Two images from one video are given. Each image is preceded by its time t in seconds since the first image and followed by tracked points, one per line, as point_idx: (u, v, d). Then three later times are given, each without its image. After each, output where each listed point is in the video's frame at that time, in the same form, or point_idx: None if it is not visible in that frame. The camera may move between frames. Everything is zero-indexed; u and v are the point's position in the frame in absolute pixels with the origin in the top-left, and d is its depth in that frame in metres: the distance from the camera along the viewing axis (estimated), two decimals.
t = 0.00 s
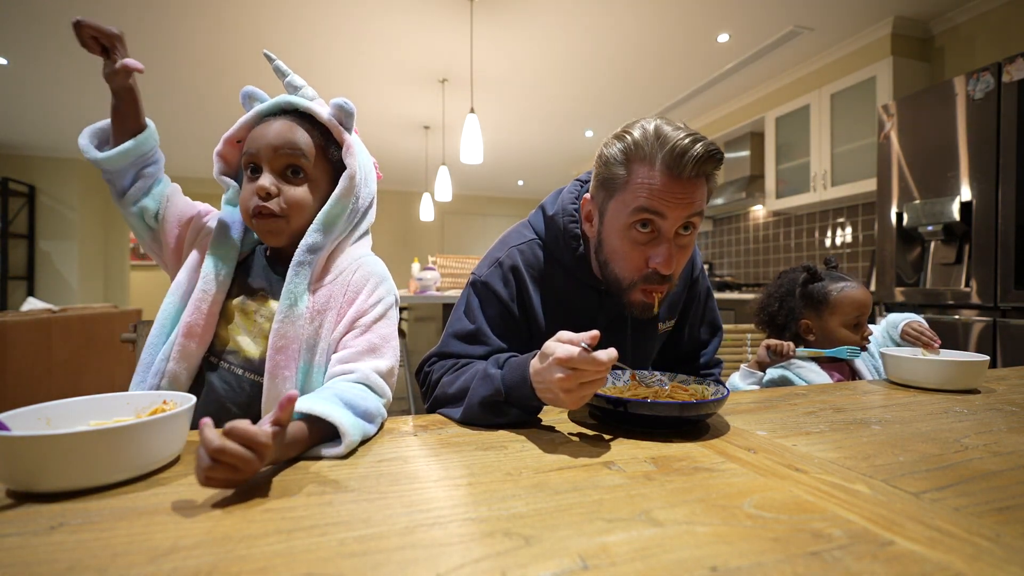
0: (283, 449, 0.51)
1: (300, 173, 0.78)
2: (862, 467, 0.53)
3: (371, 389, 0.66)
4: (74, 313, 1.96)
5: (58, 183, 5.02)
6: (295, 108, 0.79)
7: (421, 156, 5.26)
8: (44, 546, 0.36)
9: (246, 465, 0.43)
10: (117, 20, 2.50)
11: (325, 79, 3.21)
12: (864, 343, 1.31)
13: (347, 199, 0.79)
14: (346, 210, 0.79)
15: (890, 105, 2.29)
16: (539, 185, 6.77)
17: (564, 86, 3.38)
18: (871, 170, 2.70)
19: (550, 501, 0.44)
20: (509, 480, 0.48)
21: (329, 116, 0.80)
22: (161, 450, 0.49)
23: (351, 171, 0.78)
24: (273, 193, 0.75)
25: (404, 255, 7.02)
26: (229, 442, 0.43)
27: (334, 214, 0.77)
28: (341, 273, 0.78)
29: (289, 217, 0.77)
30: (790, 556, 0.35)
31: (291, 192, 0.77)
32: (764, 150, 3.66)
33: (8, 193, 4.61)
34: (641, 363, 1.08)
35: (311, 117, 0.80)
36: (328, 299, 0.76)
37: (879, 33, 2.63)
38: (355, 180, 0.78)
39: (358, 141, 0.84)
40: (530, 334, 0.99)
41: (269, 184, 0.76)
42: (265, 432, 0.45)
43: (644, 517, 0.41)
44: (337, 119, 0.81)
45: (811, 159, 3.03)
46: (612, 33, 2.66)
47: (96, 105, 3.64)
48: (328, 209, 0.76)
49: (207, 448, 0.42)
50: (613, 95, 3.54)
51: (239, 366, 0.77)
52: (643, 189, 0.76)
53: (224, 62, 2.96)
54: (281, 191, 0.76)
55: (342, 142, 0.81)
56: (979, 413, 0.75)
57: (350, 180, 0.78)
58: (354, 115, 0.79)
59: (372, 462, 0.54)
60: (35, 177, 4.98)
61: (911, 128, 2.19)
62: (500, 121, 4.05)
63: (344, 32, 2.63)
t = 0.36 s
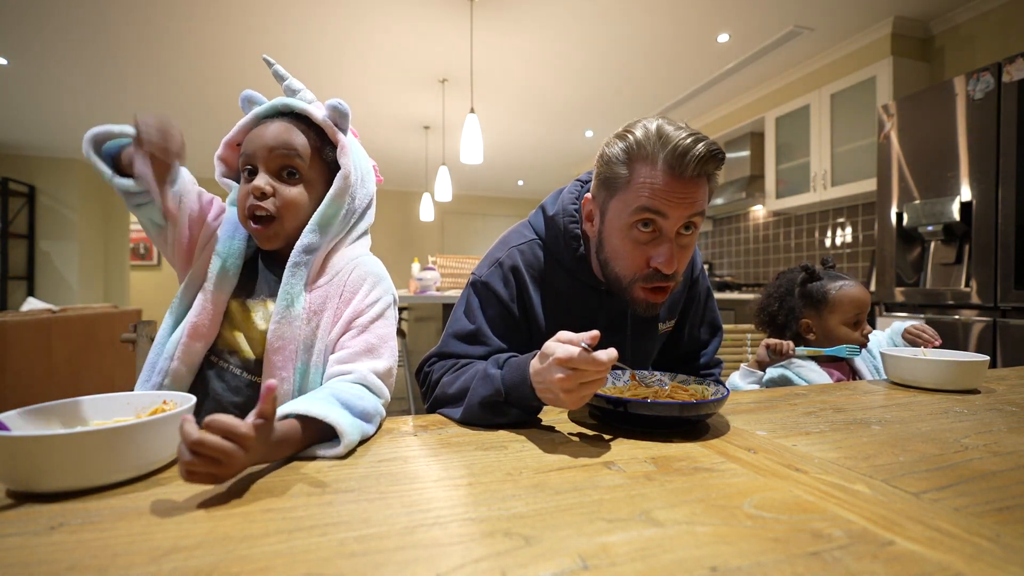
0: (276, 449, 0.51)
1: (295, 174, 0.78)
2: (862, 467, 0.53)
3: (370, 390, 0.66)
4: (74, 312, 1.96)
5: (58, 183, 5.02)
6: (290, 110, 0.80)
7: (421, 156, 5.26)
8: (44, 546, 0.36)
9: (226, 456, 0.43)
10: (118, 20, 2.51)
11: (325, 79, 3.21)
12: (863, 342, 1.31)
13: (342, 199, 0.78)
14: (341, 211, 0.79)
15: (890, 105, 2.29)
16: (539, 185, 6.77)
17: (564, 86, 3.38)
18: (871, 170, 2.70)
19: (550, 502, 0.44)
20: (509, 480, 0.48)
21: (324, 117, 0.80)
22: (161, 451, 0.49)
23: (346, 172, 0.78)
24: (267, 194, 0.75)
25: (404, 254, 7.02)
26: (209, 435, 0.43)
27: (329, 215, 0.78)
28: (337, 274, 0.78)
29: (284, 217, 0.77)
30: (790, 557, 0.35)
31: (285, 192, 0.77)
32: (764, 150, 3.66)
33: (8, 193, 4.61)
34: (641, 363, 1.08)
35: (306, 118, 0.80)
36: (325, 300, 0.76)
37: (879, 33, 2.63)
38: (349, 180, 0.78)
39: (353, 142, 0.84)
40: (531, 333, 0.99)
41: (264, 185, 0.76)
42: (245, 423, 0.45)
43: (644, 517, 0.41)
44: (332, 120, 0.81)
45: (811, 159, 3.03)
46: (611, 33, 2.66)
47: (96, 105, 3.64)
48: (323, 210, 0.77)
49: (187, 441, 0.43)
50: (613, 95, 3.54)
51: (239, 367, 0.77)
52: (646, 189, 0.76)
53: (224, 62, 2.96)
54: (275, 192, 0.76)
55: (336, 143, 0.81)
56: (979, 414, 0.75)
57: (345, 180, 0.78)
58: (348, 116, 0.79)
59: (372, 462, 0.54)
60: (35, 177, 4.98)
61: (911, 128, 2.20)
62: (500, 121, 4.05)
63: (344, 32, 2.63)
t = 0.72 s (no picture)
0: (275, 454, 0.50)
1: (293, 178, 0.78)
2: (862, 467, 0.53)
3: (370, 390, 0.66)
4: (75, 312, 1.96)
5: (58, 183, 5.02)
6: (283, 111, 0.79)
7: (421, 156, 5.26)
8: (43, 546, 0.36)
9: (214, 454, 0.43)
10: (118, 20, 2.51)
11: (324, 79, 3.21)
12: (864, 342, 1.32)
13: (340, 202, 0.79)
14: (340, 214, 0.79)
15: (890, 105, 2.29)
16: (539, 185, 6.77)
17: (564, 86, 3.38)
18: (871, 170, 2.70)
19: (550, 502, 0.44)
20: (509, 480, 0.48)
21: (318, 118, 0.79)
22: (160, 451, 0.49)
23: (345, 174, 0.78)
24: (265, 198, 0.75)
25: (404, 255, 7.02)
26: (196, 437, 0.44)
27: (328, 218, 0.77)
28: (337, 274, 0.78)
29: (283, 221, 0.77)
30: (790, 557, 0.35)
31: (283, 196, 0.77)
32: (764, 150, 3.66)
33: (8, 193, 4.61)
34: (641, 362, 1.07)
35: (300, 119, 0.80)
36: (325, 301, 0.76)
37: (879, 33, 2.63)
38: (348, 184, 0.78)
39: (348, 141, 0.84)
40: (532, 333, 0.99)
41: (262, 189, 0.76)
42: (232, 423, 0.46)
43: (644, 517, 0.41)
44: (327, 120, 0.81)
45: (811, 160, 3.03)
46: (611, 33, 2.66)
47: (95, 105, 3.64)
48: (323, 213, 0.76)
49: (174, 441, 0.43)
50: (613, 95, 3.54)
51: (241, 370, 0.78)
52: (645, 186, 0.76)
53: (224, 61, 2.96)
54: (274, 198, 0.76)
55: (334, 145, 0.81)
56: (979, 414, 0.75)
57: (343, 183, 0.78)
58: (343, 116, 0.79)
59: (372, 462, 0.54)
60: (35, 177, 4.98)
61: (911, 128, 2.19)
62: (500, 121, 4.05)
63: (344, 32, 2.63)
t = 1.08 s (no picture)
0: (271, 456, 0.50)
1: (287, 179, 0.78)
2: (862, 467, 0.53)
3: (368, 389, 0.67)
4: (75, 312, 1.96)
5: (58, 183, 5.02)
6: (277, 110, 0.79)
7: (422, 156, 5.26)
8: (43, 546, 0.36)
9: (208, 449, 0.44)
10: (118, 20, 2.51)
11: (324, 79, 3.21)
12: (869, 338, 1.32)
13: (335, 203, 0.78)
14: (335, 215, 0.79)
15: (890, 105, 2.29)
16: (539, 185, 6.77)
17: (564, 86, 3.37)
18: (872, 170, 2.70)
19: (550, 502, 0.44)
20: (509, 480, 0.49)
21: (313, 117, 0.79)
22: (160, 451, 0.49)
23: (340, 174, 0.78)
24: (261, 201, 0.75)
25: (404, 255, 7.03)
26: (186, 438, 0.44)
27: (325, 218, 0.78)
28: (333, 274, 0.79)
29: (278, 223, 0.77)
30: (790, 557, 0.35)
31: (278, 197, 0.77)
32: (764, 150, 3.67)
33: (8, 193, 4.61)
34: (641, 357, 1.07)
35: (295, 119, 0.80)
36: (322, 301, 0.76)
37: (879, 33, 2.63)
38: (343, 185, 0.78)
39: (342, 142, 0.84)
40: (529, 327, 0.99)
41: (257, 191, 0.76)
42: (223, 425, 0.46)
43: (644, 517, 0.41)
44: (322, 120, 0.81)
45: (811, 160, 3.03)
46: (611, 33, 2.66)
47: (95, 105, 3.64)
48: (319, 213, 0.77)
49: (164, 444, 0.43)
50: (613, 96, 3.54)
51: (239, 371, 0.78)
52: (625, 165, 0.77)
53: (223, 61, 2.96)
54: (269, 199, 0.76)
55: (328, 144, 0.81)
56: (979, 414, 0.75)
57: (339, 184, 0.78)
58: (338, 116, 0.79)
59: (373, 461, 0.54)
60: (35, 177, 4.98)
61: (911, 128, 2.20)
62: (500, 121, 4.05)
63: (344, 32, 2.63)
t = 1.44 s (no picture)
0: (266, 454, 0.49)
1: (289, 177, 0.78)
2: (862, 467, 0.53)
3: (368, 389, 0.67)
4: (75, 312, 1.96)
5: (58, 183, 5.02)
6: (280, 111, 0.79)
7: (422, 156, 5.26)
8: (43, 546, 0.36)
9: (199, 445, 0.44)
10: (118, 20, 2.51)
11: (324, 80, 3.21)
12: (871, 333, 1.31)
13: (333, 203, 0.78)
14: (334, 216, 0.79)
15: (890, 105, 2.29)
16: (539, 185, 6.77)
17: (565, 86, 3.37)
18: (872, 170, 2.69)
19: (550, 502, 0.44)
20: (509, 480, 0.49)
21: (315, 119, 0.79)
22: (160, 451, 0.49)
23: (339, 175, 0.78)
24: (262, 198, 0.75)
25: (404, 254, 7.03)
26: (182, 441, 0.44)
27: (324, 218, 0.77)
28: (332, 274, 0.78)
29: (278, 221, 0.77)
30: (790, 557, 0.35)
31: (278, 194, 0.77)
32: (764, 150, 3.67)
33: (8, 193, 4.62)
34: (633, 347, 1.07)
35: (297, 120, 0.80)
36: (320, 302, 0.76)
37: (879, 33, 2.63)
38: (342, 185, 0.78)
39: (343, 144, 0.84)
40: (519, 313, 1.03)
41: (258, 188, 0.76)
42: (219, 425, 0.46)
43: (644, 518, 0.41)
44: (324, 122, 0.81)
45: (811, 160, 3.03)
46: (611, 33, 2.66)
47: (95, 105, 3.64)
48: (318, 213, 0.77)
49: (161, 447, 0.42)
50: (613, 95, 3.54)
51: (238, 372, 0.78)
52: (577, 137, 0.88)
53: (223, 61, 2.96)
54: (270, 197, 0.76)
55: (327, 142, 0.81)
56: (978, 414, 0.75)
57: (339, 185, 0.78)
58: (340, 118, 0.79)
59: (372, 462, 0.54)
60: (35, 177, 4.98)
61: (911, 128, 2.19)
62: (500, 121, 4.04)
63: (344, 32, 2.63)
